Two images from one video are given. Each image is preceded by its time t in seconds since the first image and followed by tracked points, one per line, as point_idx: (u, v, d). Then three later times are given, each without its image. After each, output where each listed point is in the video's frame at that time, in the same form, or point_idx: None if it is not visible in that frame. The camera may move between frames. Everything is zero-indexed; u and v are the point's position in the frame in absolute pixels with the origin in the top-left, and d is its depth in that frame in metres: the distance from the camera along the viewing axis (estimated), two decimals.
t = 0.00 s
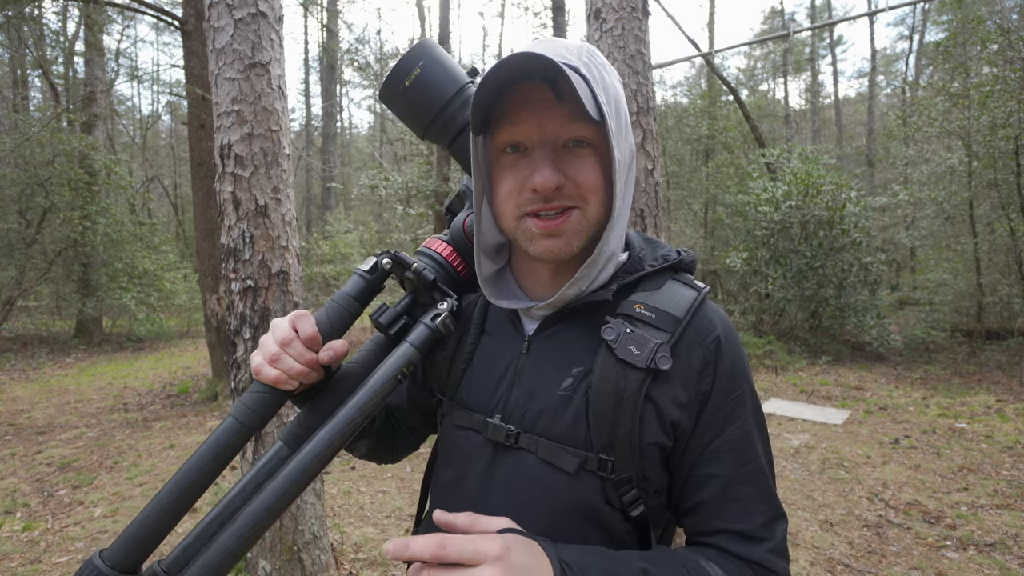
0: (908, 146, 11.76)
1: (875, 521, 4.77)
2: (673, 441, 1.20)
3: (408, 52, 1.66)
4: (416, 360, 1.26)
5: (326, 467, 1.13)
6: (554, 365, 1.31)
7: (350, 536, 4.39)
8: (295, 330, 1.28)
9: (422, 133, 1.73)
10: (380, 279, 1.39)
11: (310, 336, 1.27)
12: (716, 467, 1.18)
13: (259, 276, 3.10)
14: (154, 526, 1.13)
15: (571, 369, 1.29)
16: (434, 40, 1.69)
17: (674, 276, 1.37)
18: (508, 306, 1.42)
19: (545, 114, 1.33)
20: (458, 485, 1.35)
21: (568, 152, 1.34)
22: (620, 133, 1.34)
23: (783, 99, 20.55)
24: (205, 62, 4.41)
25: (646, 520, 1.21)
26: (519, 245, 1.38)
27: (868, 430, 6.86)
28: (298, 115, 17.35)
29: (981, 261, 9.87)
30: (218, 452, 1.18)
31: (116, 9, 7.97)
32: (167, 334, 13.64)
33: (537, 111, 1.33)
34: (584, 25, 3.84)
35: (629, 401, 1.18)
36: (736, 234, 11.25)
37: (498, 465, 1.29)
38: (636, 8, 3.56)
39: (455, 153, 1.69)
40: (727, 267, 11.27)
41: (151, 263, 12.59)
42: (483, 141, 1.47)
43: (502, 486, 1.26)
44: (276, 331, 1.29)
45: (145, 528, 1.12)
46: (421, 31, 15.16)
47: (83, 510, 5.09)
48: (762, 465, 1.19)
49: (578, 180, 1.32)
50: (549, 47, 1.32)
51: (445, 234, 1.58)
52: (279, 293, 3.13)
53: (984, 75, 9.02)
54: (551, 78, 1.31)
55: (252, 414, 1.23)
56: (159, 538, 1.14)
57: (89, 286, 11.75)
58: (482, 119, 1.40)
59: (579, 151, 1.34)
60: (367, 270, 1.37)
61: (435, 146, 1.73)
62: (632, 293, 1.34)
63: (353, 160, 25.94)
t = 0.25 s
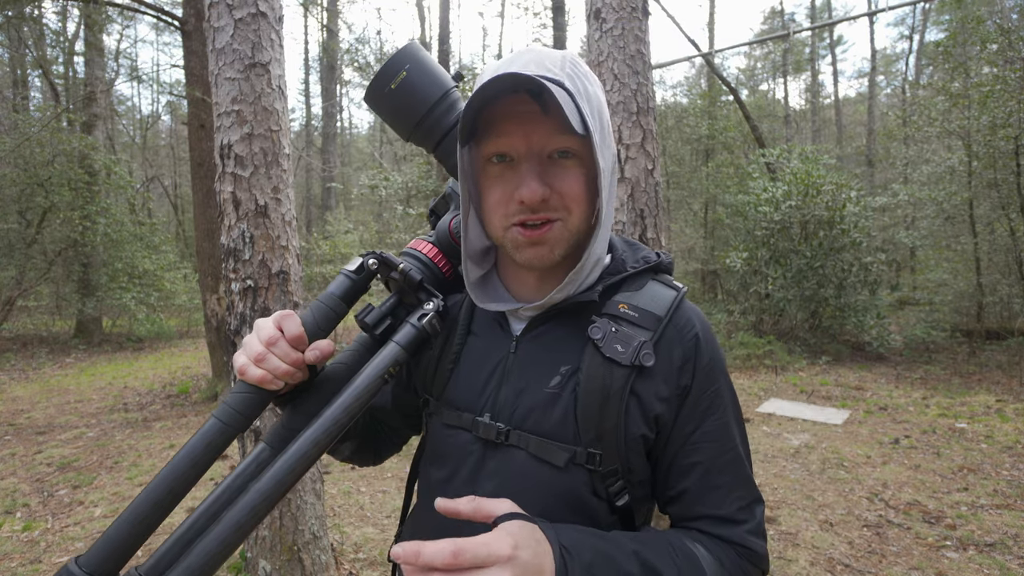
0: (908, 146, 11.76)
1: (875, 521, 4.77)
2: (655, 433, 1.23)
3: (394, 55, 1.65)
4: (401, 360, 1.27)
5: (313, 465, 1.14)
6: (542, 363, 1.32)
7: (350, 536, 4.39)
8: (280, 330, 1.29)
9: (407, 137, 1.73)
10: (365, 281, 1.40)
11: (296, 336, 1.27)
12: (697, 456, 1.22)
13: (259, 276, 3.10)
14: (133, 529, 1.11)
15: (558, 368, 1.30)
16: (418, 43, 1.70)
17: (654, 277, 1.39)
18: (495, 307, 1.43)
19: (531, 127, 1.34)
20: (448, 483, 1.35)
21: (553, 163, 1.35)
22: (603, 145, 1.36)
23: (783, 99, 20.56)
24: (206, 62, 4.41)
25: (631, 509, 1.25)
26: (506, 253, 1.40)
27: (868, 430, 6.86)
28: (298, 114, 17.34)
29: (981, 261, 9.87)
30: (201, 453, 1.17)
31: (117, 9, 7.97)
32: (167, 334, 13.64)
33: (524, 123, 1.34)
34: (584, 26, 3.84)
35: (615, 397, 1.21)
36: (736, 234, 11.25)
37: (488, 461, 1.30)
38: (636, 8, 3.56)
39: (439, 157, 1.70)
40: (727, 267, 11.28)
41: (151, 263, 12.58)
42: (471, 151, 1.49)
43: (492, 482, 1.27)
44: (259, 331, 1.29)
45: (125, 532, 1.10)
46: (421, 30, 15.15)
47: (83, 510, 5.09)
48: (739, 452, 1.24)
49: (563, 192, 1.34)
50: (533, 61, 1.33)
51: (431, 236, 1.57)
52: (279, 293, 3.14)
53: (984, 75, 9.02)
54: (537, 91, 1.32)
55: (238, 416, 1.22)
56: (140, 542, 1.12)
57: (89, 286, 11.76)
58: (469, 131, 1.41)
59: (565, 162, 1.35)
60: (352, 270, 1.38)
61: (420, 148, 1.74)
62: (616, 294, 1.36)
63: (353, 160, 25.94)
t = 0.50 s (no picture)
0: (909, 146, 11.76)
1: (875, 521, 4.77)
2: (641, 425, 1.27)
3: (380, 56, 1.64)
4: (394, 360, 1.28)
5: (307, 466, 1.14)
6: (533, 360, 1.34)
7: (350, 536, 4.39)
8: (270, 332, 1.28)
9: (391, 138, 1.74)
10: (356, 282, 1.39)
11: (289, 338, 1.27)
12: (680, 446, 1.26)
13: (259, 276, 3.10)
14: (126, 534, 1.10)
15: (549, 364, 1.32)
16: (402, 44, 1.70)
17: (638, 278, 1.43)
18: (486, 306, 1.44)
19: (534, 125, 1.37)
20: (440, 480, 1.34)
21: (553, 162, 1.39)
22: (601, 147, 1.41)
23: (783, 99, 20.56)
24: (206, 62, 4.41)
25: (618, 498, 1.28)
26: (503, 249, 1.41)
27: (868, 430, 6.86)
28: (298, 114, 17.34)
29: (981, 261, 9.86)
30: (193, 457, 1.16)
31: (117, 9, 7.97)
32: (167, 334, 13.64)
33: (527, 121, 1.37)
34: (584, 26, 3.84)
35: (605, 391, 1.24)
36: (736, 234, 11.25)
37: (480, 457, 1.31)
38: (636, 8, 3.57)
39: (425, 157, 1.71)
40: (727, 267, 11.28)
41: (151, 263, 12.58)
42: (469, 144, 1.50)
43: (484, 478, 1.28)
44: (249, 334, 1.28)
45: (118, 535, 1.09)
46: (421, 30, 15.14)
47: (83, 510, 5.09)
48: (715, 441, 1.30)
49: (563, 189, 1.37)
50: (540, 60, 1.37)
51: (419, 236, 1.56)
52: (279, 294, 3.14)
53: (984, 75, 9.02)
54: (542, 93, 1.37)
55: (228, 418, 1.21)
56: (130, 547, 1.10)
57: (89, 286, 11.75)
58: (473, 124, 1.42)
59: (564, 161, 1.39)
60: (342, 271, 1.38)
61: (404, 149, 1.75)
62: (604, 293, 1.39)
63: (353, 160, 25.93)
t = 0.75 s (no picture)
0: (908, 146, 11.76)
1: (875, 521, 4.77)
2: (634, 420, 1.28)
3: (374, 59, 1.64)
4: (392, 359, 1.29)
5: (309, 467, 1.14)
6: (529, 358, 1.35)
7: (350, 536, 4.39)
8: (268, 334, 1.28)
9: (383, 140, 1.74)
10: (351, 284, 1.39)
11: (288, 339, 1.27)
12: (673, 437, 1.28)
13: (259, 275, 3.10)
14: (127, 539, 1.08)
15: (544, 362, 1.33)
16: (393, 48, 1.71)
17: (629, 277, 1.44)
18: (482, 305, 1.45)
19: (542, 130, 1.39)
20: (436, 478, 1.34)
21: (557, 167, 1.41)
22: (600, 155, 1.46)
23: (782, 99, 20.56)
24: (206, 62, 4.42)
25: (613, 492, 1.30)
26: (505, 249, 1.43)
27: (868, 430, 6.86)
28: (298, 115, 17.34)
29: (981, 261, 9.85)
30: (193, 461, 1.15)
31: (116, 9, 7.98)
32: (167, 334, 13.64)
33: (536, 126, 1.39)
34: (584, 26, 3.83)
35: (600, 388, 1.25)
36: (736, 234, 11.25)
37: (477, 454, 1.31)
38: (636, 8, 3.56)
39: (418, 160, 1.71)
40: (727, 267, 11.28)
41: (151, 263, 12.58)
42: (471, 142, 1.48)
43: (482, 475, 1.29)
44: (247, 336, 1.28)
45: (121, 537, 1.08)
46: (421, 30, 15.14)
47: (83, 510, 5.10)
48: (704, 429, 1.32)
49: (566, 194, 1.41)
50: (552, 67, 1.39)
51: (412, 237, 1.53)
52: (279, 293, 3.14)
53: (984, 75, 9.03)
54: (552, 99, 1.39)
55: (227, 421, 1.20)
56: (129, 555, 1.09)
57: (89, 286, 11.76)
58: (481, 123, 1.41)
59: (566, 166, 1.43)
60: (339, 272, 1.37)
61: (396, 151, 1.75)
62: (597, 292, 1.39)
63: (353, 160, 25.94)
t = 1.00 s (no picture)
0: (908, 146, 11.76)
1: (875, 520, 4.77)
2: (635, 415, 1.32)
3: (371, 59, 1.65)
4: (393, 357, 1.29)
5: (308, 468, 1.14)
6: (529, 354, 1.37)
7: (350, 536, 4.39)
8: (267, 334, 1.28)
9: (379, 140, 1.74)
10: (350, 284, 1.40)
11: (287, 338, 1.28)
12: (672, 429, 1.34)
13: (259, 275, 3.10)
14: (126, 539, 1.08)
15: (545, 358, 1.35)
16: (389, 49, 1.71)
17: (627, 274, 1.47)
18: (482, 302, 1.46)
19: (556, 128, 1.43)
20: (436, 476, 1.34)
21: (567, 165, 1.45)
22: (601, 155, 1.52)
23: (782, 99, 20.54)
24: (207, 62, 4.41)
25: (614, 488, 1.32)
26: (517, 244, 1.44)
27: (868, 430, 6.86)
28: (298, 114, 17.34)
29: (981, 262, 9.85)
30: (192, 462, 1.15)
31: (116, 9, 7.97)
32: (167, 334, 13.63)
33: (551, 124, 1.42)
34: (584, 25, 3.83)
35: (601, 383, 1.28)
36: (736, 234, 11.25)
37: (478, 451, 1.32)
38: (636, 8, 3.56)
39: (414, 160, 1.72)
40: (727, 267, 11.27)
41: (151, 263, 12.58)
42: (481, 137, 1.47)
43: (484, 471, 1.30)
44: (245, 336, 1.29)
45: (122, 537, 1.08)
46: (421, 30, 15.13)
47: (83, 510, 5.09)
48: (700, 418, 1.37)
49: (577, 191, 1.45)
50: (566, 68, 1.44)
51: (409, 237, 1.53)
52: (279, 293, 3.14)
53: (984, 75, 9.03)
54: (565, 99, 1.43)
55: (227, 420, 1.20)
56: (130, 555, 1.09)
57: (89, 286, 11.75)
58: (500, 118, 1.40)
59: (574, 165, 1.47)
60: (338, 271, 1.37)
61: (392, 151, 1.75)
62: (597, 289, 1.42)
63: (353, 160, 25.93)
